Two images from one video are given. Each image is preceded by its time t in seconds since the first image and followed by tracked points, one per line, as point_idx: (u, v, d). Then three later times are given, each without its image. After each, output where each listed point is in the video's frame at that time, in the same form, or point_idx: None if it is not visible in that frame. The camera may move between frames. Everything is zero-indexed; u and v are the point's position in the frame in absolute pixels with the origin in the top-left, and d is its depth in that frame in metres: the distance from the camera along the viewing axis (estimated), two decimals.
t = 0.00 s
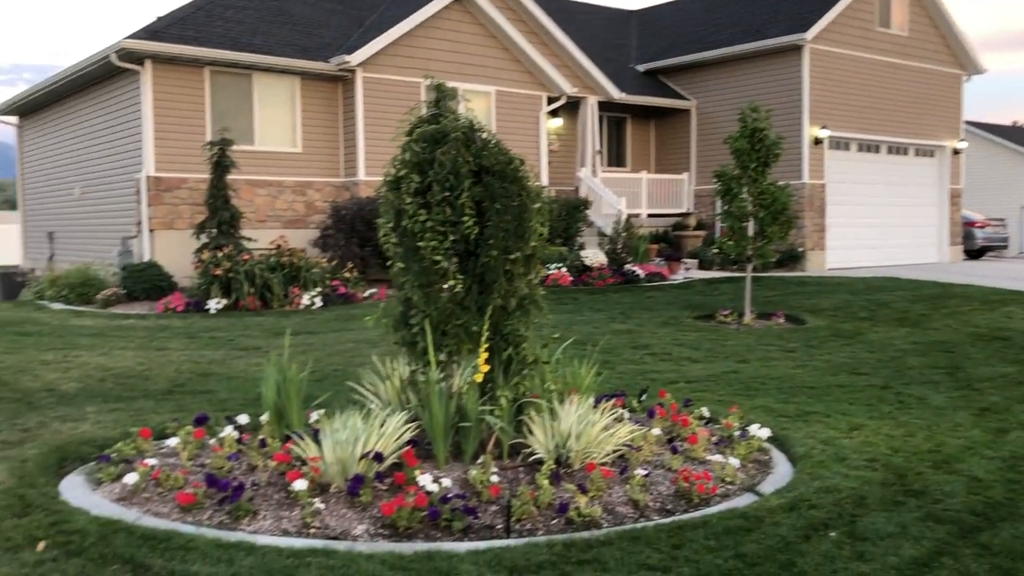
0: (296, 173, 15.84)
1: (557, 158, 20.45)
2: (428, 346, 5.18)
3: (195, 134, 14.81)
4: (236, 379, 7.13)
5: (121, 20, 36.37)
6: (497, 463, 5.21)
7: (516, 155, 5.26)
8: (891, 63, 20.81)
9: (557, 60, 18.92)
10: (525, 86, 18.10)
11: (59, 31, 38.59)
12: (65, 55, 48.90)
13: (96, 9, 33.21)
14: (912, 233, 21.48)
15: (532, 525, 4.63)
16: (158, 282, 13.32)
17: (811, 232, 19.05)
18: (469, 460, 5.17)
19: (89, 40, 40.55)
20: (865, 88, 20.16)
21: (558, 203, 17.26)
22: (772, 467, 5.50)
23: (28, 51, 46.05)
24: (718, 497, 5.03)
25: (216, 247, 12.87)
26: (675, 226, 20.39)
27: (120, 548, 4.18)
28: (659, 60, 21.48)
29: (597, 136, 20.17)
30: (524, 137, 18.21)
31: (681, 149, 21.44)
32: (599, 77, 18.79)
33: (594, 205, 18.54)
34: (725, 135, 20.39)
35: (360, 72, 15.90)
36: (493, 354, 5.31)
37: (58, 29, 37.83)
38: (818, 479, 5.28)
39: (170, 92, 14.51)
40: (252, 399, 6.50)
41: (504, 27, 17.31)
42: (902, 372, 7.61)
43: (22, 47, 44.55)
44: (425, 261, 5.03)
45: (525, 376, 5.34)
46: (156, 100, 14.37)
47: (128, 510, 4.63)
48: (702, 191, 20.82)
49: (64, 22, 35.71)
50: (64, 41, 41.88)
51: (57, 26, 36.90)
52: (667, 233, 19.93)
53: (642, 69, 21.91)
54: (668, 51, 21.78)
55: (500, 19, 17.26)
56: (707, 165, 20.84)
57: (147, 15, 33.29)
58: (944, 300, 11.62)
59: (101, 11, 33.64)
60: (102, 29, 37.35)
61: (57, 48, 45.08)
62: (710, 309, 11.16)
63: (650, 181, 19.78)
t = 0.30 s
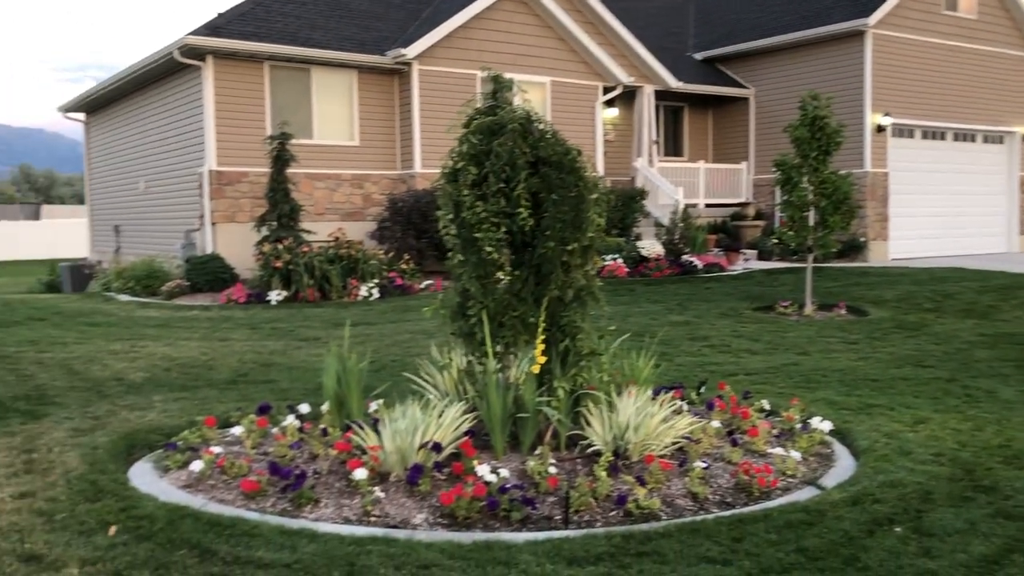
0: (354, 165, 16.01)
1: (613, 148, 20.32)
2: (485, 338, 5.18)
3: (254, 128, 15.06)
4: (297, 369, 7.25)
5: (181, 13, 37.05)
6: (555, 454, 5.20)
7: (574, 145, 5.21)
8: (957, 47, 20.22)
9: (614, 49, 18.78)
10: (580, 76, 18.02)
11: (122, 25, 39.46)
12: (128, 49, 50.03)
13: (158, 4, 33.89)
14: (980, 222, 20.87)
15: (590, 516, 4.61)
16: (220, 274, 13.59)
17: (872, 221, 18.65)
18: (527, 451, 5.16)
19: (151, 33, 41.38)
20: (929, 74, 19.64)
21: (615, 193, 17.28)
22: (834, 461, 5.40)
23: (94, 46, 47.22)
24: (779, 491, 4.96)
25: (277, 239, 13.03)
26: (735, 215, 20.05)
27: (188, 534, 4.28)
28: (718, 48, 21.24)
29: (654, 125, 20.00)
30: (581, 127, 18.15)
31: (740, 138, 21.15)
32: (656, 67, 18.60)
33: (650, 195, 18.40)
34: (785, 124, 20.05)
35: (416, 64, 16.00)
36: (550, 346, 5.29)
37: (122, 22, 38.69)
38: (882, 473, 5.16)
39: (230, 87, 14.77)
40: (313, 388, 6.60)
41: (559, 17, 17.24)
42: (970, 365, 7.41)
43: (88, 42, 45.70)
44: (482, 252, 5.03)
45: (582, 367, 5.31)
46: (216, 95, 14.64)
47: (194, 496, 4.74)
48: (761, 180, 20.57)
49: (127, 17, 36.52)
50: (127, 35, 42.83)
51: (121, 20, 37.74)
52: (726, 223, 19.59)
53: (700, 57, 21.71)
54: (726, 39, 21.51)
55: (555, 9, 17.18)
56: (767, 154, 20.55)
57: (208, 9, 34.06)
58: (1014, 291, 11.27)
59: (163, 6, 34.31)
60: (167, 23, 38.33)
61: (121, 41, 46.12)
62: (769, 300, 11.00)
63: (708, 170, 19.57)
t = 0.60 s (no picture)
0: (398, 162, 16.11)
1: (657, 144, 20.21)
2: (528, 334, 5.18)
3: (298, 126, 15.21)
4: (342, 364, 7.32)
5: (227, 12, 37.57)
6: (599, 451, 5.18)
7: (619, 141, 5.18)
8: (1010, 39, 19.75)
9: (658, 44, 18.66)
10: (623, 72, 17.93)
11: (170, 24, 40.16)
12: (175, 47, 50.86)
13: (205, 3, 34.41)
14: None
15: (634, 513, 4.59)
16: (267, 270, 13.77)
17: (922, 217, 18.30)
18: (571, 447, 5.15)
19: (198, 32, 42.01)
20: (980, 66, 19.21)
21: (659, 188, 16.65)
22: (883, 460, 5.31)
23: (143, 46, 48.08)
24: (826, 490, 4.90)
25: (322, 236, 13.20)
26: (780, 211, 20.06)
27: (237, 525, 4.34)
28: (764, 42, 21.03)
29: (699, 120, 19.84)
30: (624, 123, 18.08)
31: (785, 133, 20.95)
32: (701, 62, 18.45)
33: (695, 190, 18.29)
34: (832, 119, 19.77)
35: (460, 62, 16.04)
36: (594, 342, 5.27)
37: (170, 22, 39.36)
38: (933, 473, 5.07)
39: (276, 85, 14.93)
40: (357, 383, 6.66)
41: (603, 12, 17.16)
42: None
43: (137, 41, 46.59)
44: (525, 248, 5.03)
45: (627, 364, 5.28)
46: (262, 93, 14.82)
47: (243, 489, 4.80)
48: (807, 176, 20.30)
49: (175, 17, 37.16)
50: (175, 34, 43.57)
51: (169, 20, 38.41)
52: (772, 220, 19.51)
53: (745, 51, 21.53)
54: (773, 33, 21.29)
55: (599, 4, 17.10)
56: (814, 148, 20.26)
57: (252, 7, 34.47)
58: None
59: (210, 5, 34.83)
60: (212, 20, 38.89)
61: (168, 41, 46.90)
62: (816, 297, 10.85)
63: (753, 165, 19.38)
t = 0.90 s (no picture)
0: (437, 162, 16.18)
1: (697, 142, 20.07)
2: (568, 333, 5.17)
3: (338, 126, 15.34)
4: (382, 362, 7.37)
5: (268, 14, 37.96)
6: (638, 451, 5.15)
7: (661, 140, 5.14)
8: None
9: (699, 42, 18.52)
10: (662, 70, 17.82)
11: (213, 26, 40.68)
12: (217, 49, 51.52)
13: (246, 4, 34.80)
14: None
15: (674, 514, 4.56)
16: (308, 269, 13.91)
17: (968, 216, 17.97)
18: (611, 447, 5.12)
19: (239, 33, 42.50)
20: None
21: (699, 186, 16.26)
22: (929, 463, 5.22)
23: (185, 48, 48.77)
24: (870, 493, 4.82)
25: (362, 235, 13.29)
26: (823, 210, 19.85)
27: (279, 521, 4.39)
28: (806, 40, 20.84)
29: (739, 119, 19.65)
30: (663, 122, 17.98)
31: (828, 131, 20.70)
32: (743, 60, 18.28)
33: (736, 188, 18.14)
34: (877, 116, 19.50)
35: (499, 61, 16.06)
36: (634, 342, 5.24)
37: (212, 23, 39.86)
38: (981, 477, 4.97)
39: (316, 86, 15.06)
40: (397, 381, 6.71)
41: (643, 11, 17.07)
42: None
43: (179, 43, 47.25)
44: (565, 247, 5.03)
45: (667, 364, 5.25)
46: (303, 94, 14.96)
47: (285, 485, 4.85)
48: (850, 174, 20.03)
49: (217, 18, 37.63)
50: (217, 36, 44.15)
51: (211, 21, 38.90)
52: (814, 219, 19.32)
53: (787, 49, 21.35)
54: (816, 30, 21.06)
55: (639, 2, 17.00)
56: (858, 148, 19.94)
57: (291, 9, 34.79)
58: None
59: (251, 6, 35.21)
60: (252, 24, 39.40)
61: (210, 42, 47.54)
62: (860, 297, 10.70)
63: (795, 164, 19.19)
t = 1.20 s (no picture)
0: (463, 163, 16.23)
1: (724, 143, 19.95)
2: (594, 335, 5.15)
3: (364, 127, 15.41)
4: (408, 363, 7.40)
5: (295, 14, 38.19)
6: (665, 454, 5.12)
7: (688, 141, 5.10)
8: None
9: (727, 43, 18.39)
10: (689, 70, 17.73)
11: (240, 27, 40.96)
12: (244, 50, 51.89)
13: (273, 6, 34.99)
14: None
15: (702, 518, 4.53)
16: (334, 270, 13.98)
17: (1001, 218, 17.74)
18: (637, 450, 5.09)
19: (266, 34, 42.77)
20: None
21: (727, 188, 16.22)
22: (960, 469, 5.15)
23: (213, 49, 49.18)
24: (900, 498, 4.77)
25: (388, 236, 13.33)
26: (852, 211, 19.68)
27: (306, 521, 4.41)
28: (835, 40, 20.67)
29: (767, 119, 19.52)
30: (690, 122, 17.90)
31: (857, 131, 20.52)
32: (771, 60, 18.14)
33: (763, 189, 17.97)
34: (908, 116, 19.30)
35: (525, 62, 16.06)
36: (661, 344, 5.22)
37: (240, 25, 40.15)
38: (1015, 483, 4.90)
39: (343, 88, 15.14)
40: (423, 382, 6.72)
41: (671, 11, 16.99)
42: None
43: (207, 45, 47.63)
44: (591, 248, 5.01)
45: (695, 366, 5.21)
46: (330, 96, 15.04)
47: (312, 484, 4.88)
48: (880, 176, 19.86)
49: (245, 19, 37.88)
50: (244, 37, 44.46)
51: (238, 23, 39.17)
52: (843, 221, 19.20)
53: (815, 49, 21.20)
54: (845, 29, 20.88)
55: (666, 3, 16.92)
56: (888, 148, 19.81)
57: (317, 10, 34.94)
58: None
59: (278, 7, 35.40)
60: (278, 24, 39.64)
61: (238, 44, 47.90)
62: (890, 299, 10.59)
63: (823, 165, 19.04)
